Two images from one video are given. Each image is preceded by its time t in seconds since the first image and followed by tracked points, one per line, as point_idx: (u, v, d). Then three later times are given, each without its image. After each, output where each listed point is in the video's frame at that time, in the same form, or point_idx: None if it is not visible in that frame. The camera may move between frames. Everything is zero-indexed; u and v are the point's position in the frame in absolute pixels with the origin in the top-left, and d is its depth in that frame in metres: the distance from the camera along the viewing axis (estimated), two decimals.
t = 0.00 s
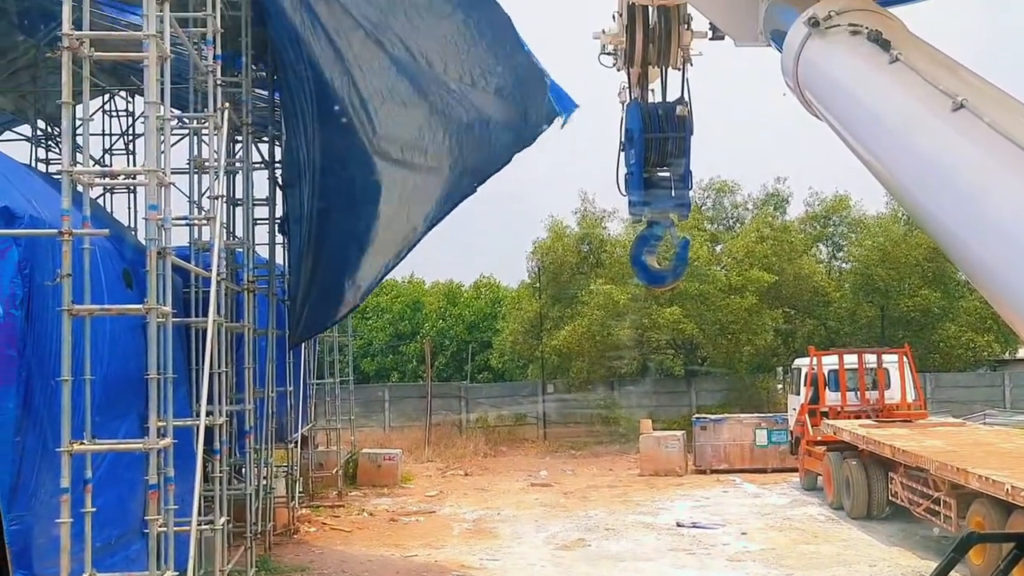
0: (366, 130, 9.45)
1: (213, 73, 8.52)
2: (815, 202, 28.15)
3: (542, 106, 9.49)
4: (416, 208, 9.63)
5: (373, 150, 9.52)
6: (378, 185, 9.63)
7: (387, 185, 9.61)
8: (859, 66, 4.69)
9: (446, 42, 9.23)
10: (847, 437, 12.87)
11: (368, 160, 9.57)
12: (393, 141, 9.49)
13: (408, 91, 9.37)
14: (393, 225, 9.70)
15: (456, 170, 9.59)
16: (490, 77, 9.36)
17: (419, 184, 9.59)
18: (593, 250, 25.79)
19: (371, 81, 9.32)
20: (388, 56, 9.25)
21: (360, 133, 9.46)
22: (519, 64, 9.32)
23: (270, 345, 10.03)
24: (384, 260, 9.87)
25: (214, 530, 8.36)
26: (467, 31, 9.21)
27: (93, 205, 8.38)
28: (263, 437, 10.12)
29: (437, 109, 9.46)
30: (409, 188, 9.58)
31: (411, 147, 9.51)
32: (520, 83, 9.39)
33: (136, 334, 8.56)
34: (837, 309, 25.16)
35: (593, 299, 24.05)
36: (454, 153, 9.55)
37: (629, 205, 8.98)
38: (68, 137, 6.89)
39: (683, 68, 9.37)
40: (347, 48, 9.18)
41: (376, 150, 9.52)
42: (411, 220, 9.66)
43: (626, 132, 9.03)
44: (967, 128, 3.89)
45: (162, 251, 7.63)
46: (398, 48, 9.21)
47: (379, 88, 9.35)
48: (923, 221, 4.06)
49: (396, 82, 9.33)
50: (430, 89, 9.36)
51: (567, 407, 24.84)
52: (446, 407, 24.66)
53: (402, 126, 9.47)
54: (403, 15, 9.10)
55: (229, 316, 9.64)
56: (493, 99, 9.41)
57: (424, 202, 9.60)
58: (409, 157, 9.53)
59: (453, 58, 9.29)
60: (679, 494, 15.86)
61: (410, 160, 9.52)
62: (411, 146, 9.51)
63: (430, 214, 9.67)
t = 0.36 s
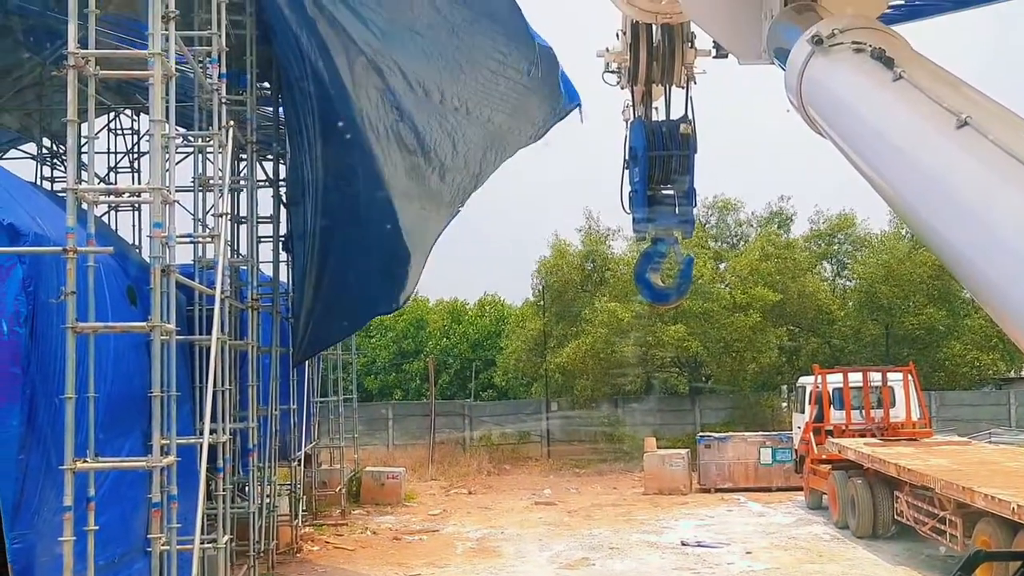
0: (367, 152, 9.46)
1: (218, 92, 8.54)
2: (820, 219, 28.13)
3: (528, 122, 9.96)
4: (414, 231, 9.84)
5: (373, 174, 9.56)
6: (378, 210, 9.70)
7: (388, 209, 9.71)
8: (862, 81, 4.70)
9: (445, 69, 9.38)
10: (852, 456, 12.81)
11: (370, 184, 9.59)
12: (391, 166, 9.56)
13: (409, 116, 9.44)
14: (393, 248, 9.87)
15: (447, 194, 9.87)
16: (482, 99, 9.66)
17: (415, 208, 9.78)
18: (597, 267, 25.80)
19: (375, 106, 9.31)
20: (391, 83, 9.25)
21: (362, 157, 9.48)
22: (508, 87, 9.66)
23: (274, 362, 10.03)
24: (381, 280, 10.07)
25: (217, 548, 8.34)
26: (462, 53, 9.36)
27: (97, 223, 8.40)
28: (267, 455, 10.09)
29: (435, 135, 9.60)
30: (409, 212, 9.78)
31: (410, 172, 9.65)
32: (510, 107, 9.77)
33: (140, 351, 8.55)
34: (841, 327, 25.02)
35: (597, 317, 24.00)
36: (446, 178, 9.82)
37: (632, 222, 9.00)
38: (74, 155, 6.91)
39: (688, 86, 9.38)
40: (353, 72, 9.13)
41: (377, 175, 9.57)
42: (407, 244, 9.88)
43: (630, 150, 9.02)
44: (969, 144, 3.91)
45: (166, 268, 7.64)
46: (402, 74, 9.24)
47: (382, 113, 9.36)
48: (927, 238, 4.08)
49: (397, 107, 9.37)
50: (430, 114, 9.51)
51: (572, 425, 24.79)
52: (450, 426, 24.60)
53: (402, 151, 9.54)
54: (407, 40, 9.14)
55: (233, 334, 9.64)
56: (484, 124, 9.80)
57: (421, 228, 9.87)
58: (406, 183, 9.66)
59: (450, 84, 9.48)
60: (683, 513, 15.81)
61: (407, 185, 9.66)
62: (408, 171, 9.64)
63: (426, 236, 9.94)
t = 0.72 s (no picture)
0: (366, 165, 9.38)
1: (222, 103, 8.57)
2: (825, 231, 28.08)
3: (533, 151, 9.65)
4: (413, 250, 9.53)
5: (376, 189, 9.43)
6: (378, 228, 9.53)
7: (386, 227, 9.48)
8: (864, 95, 4.69)
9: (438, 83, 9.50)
10: (856, 469, 12.77)
11: (364, 196, 9.50)
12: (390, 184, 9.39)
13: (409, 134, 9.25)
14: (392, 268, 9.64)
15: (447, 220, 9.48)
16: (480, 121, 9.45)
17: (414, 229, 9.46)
18: (601, 280, 25.82)
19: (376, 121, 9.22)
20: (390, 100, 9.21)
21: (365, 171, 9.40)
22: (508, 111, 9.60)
23: (278, 375, 10.05)
24: (381, 300, 9.85)
25: (220, 560, 8.32)
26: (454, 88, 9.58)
27: (101, 235, 8.42)
28: (269, 467, 10.08)
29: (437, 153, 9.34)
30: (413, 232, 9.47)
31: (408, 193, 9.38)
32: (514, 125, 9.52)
33: (144, 363, 8.56)
34: (846, 340, 24.99)
35: (601, 330, 23.97)
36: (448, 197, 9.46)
37: (635, 235, 9.00)
38: (79, 168, 6.92)
39: (691, 98, 9.37)
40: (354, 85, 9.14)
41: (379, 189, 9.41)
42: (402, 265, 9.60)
43: (633, 162, 9.07)
44: (973, 158, 3.90)
45: (171, 281, 7.66)
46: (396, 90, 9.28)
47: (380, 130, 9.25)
48: (933, 252, 4.08)
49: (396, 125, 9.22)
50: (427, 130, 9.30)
51: (575, 438, 24.83)
52: (453, 438, 24.57)
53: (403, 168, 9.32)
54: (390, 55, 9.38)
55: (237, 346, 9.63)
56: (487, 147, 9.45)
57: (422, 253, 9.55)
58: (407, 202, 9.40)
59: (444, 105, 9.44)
60: (687, 526, 15.76)
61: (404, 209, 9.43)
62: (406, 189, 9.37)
63: (426, 254, 9.57)
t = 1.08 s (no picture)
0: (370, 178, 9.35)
1: (225, 114, 8.60)
2: (828, 241, 28.07)
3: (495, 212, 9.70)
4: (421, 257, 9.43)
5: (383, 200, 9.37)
6: (381, 241, 9.51)
7: (393, 237, 9.43)
8: (864, 106, 4.69)
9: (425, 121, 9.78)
10: (859, 479, 12.75)
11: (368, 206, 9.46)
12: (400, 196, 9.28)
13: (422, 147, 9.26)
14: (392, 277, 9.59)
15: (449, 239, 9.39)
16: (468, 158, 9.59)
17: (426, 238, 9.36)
18: (603, 290, 25.83)
19: (384, 133, 9.24)
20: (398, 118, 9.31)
21: (372, 183, 9.35)
22: (479, 164, 9.83)
23: (280, 385, 10.03)
24: (382, 304, 9.76)
25: (222, 570, 8.31)
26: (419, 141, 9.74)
27: (103, 245, 8.43)
28: (271, 478, 10.06)
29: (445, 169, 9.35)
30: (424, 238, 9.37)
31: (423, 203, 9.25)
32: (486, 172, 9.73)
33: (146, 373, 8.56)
34: (848, 350, 25.17)
35: (603, 340, 23.93)
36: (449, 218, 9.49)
37: (637, 248, 9.01)
38: (82, 178, 6.93)
39: (693, 109, 9.38)
40: (363, 99, 9.23)
41: (385, 202, 9.36)
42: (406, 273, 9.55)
43: (636, 173, 9.09)
44: (973, 169, 3.92)
45: (173, 291, 7.67)
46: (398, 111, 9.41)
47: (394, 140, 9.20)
48: (932, 262, 4.10)
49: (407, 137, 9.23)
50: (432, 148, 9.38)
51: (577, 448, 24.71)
52: (455, 448, 24.54)
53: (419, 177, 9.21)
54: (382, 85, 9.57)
55: (239, 357, 9.64)
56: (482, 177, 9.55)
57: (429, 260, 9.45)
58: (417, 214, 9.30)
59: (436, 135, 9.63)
60: (690, 537, 15.72)
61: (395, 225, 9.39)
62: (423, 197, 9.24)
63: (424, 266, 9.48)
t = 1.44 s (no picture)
0: (372, 201, 9.42)
1: (227, 133, 8.61)
2: (827, 259, 28.11)
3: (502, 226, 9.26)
4: (424, 274, 9.26)
5: (387, 218, 9.39)
6: (383, 262, 9.45)
7: (396, 255, 9.35)
8: (864, 127, 4.70)
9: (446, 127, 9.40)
10: (860, 498, 12.72)
11: (370, 226, 9.47)
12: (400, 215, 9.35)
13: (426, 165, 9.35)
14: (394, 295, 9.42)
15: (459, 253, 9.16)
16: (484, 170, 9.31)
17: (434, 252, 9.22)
18: (604, 308, 25.86)
19: (385, 152, 9.32)
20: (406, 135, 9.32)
21: (375, 203, 9.41)
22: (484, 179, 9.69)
23: (280, 403, 10.03)
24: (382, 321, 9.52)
25: None
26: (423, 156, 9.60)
27: (105, 264, 8.45)
28: (270, 497, 10.03)
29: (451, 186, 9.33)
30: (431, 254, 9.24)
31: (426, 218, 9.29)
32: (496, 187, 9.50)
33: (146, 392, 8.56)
34: (848, 368, 25.19)
35: (603, 358, 23.87)
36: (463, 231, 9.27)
37: (638, 268, 9.02)
38: (83, 198, 6.95)
39: (693, 128, 9.39)
40: (364, 118, 9.30)
41: (388, 221, 9.39)
42: (410, 290, 9.34)
43: (636, 192, 9.14)
44: (973, 191, 3.92)
45: (173, 309, 7.68)
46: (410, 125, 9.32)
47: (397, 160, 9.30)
48: (932, 283, 4.09)
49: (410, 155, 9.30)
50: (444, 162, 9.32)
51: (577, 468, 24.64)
52: (456, 467, 24.51)
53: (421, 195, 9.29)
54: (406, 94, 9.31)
55: (239, 376, 9.63)
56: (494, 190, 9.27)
57: (436, 276, 9.21)
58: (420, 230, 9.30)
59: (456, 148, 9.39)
60: (691, 556, 15.66)
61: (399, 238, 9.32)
62: (425, 214, 9.30)
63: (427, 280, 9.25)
